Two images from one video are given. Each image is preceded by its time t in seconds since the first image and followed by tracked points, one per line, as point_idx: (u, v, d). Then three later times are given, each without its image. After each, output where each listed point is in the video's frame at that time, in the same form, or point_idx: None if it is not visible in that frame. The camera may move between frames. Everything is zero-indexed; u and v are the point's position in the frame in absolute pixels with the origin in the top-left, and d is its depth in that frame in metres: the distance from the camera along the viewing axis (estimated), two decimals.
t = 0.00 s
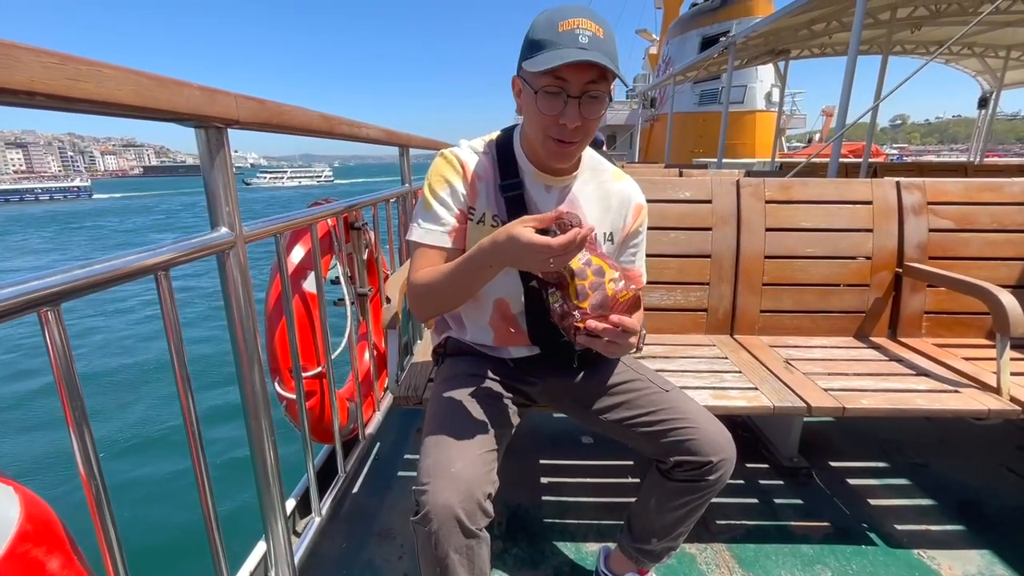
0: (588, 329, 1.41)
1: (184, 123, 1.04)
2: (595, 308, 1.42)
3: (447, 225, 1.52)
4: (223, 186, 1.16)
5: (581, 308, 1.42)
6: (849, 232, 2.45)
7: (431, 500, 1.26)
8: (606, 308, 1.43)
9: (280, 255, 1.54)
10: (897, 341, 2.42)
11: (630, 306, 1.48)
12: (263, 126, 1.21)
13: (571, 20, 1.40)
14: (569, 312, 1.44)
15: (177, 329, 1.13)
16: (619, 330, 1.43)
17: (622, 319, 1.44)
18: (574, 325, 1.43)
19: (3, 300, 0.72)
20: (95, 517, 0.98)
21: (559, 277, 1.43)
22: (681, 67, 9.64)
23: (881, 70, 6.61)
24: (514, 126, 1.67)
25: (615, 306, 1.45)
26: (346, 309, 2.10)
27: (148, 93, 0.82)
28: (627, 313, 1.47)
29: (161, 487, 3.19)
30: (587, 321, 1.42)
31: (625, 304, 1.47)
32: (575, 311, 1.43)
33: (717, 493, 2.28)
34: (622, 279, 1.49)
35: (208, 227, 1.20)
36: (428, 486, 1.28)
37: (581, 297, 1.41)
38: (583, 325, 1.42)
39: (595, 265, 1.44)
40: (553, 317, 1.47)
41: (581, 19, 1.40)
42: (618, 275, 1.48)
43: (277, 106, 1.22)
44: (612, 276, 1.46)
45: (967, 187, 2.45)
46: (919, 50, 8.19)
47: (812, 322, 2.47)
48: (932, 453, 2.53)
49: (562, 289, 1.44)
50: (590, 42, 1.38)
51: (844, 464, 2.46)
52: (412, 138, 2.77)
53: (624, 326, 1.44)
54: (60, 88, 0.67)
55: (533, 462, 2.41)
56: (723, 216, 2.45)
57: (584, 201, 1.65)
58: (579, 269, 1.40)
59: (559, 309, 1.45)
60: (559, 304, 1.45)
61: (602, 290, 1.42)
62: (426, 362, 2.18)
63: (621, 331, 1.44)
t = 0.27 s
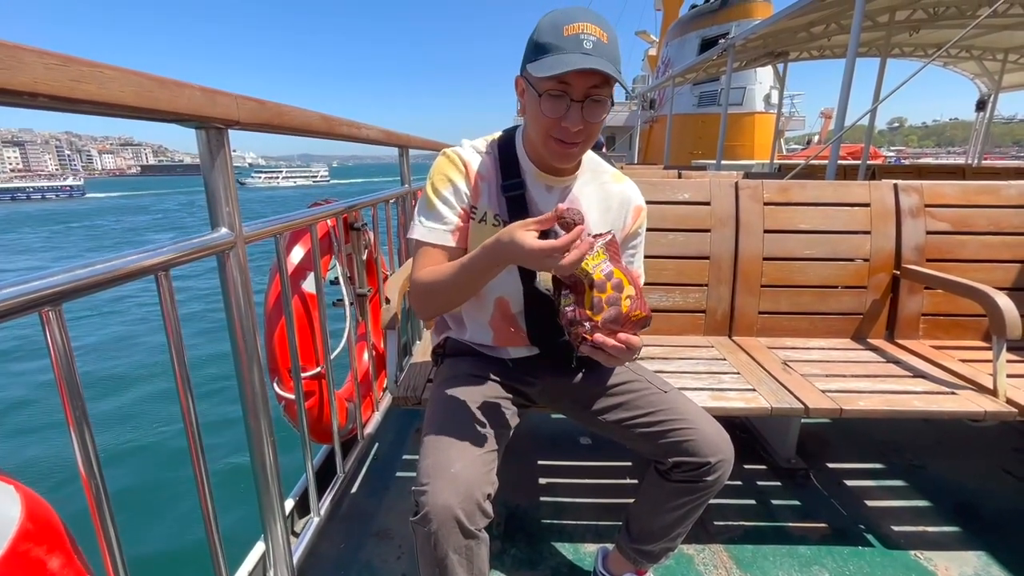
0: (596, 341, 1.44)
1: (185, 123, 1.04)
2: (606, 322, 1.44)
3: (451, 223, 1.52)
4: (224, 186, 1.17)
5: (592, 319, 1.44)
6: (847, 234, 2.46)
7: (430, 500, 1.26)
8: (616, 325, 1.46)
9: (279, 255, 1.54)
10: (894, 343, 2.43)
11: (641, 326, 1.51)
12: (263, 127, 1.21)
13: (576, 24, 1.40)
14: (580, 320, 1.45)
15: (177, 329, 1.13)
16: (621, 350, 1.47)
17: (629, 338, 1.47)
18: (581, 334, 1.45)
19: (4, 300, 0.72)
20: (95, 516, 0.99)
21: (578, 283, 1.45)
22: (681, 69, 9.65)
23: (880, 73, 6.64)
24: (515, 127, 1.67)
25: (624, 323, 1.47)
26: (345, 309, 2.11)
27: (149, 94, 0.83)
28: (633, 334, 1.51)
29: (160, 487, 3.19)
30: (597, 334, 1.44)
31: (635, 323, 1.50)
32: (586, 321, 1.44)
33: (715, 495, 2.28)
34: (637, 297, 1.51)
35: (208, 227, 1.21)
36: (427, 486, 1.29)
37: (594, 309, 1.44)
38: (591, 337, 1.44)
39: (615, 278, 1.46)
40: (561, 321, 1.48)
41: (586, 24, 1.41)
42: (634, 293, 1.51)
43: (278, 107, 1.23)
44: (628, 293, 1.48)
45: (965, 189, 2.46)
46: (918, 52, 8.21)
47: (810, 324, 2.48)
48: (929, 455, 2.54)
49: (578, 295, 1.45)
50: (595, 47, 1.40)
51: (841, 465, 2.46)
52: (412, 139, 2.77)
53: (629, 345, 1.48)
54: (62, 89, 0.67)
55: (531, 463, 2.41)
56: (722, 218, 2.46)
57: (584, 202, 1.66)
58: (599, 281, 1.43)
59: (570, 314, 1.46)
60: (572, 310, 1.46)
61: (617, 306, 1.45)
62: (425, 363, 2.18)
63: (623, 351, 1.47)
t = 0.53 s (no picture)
0: (592, 342, 1.43)
1: (182, 122, 1.04)
2: (604, 322, 1.44)
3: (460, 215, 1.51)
4: (221, 185, 1.16)
5: (590, 320, 1.43)
6: (844, 236, 2.46)
7: (427, 500, 1.26)
8: (614, 326, 1.45)
9: (277, 254, 1.54)
10: (891, 344, 2.43)
11: (640, 327, 1.48)
12: (261, 126, 1.21)
13: (569, 16, 1.39)
14: (578, 321, 1.45)
15: (174, 328, 1.13)
16: (618, 351, 1.45)
17: (627, 338, 1.46)
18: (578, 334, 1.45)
19: None
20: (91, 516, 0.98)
21: (578, 283, 1.45)
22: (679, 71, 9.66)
23: (878, 75, 6.65)
24: (515, 126, 1.67)
25: (622, 325, 1.46)
26: (343, 309, 2.10)
27: (146, 92, 0.82)
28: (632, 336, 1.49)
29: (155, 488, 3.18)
30: (594, 335, 1.44)
31: (634, 324, 1.48)
32: (584, 321, 1.44)
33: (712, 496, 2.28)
34: (637, 299, 1.49)
35: (206, 226, 1.20)
36: (425, 485, 1.28)
37: (593, 310, 1.43)
38: (588, 337, 1.44)
39: (615, 280, 1.46)
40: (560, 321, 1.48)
41: (579, 15, 1.40)
42: (634, 294, 1.49)
43: (276, 106, 1.22)
44: (628, 295, 1.47)
45: (962, 192, 2.46)
46: (916, 55, 8.24)
47: (808, 325, 2.48)
48: (927, 457, 2.54)
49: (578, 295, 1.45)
50: (590, 37, 1.39)
51: (839, 467, 2.47)
52: (410, 139, 2.77)
53: (627, 346, 1.46)
54: (57, 87, 0.67)
55: (529, 463, 2.41)
56: (720, 219, 2.46)
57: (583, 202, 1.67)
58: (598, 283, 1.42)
59: (569, 315, 1.46)
60: (570, 310, 1.46)
61: (616, 308, 1.44)
62: (423, 363, 2.18)
63: (620, 352, 1.46)
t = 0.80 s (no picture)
0: (612, 350, 1.45)
1: (180, 119, 1.03)
2: (623, 331, 1.45)
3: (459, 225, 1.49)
4: (219, 183, 1.15)
5: (610, 328, 1.44)
6: (844, 237, 2.46)
7: (428, 501, 1.25)
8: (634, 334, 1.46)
9: (275, 253, 1.53)
10: (890, 345, 2.43)
11: (657, 335, 1.50)
12: (259, 123, 1.20)
13: (573, 10, 1.38)
14: (597, 329, 1.46)
15: (171, 327, 1.12)
16: (637, 358, 1.47)
17: (646, 346, 1.47)
18: (597, 342, 1.46)
19: None
20: (87, 516, 0.97)
21: (597, 291, 1.46)
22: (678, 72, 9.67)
23: (876, 77, 6.68)
24: (518, 126, 1.66)
25: (642, 333, 1.47)
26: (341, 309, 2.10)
27: (143, 88, 0.82)
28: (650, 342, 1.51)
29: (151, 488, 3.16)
30: (613, 343, 1.45)
31: (652, 332, 1.49)
32: (603, 330, 1.45)
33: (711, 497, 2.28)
34: (656, 306, 1.50)
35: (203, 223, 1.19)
36: (425, 487, 1.27)
37: (613, 318, 1.45)
38: (608, 345, 1.45)
39: (634, 288, 1.47)
40: (579, 330, 1.49)
41: (583, 9, 1.39)
42: (651, 302, 1.50)
43: (275, 104, 1.21)
44: (646, 302, 1.49)
45: (961, 193, 2.47)
46: (914, 57, 8.27)
47: (807, 326, 2.48)
48: (925, 458, 2.54)
49: (597, 303, 1.46)
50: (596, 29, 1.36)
51: (838, 468, 2.46)
52: (410, 138, 2.76)
53: (646, 353, 1.47)
54: (53, 81, 0.66)
55: (528, 464, 2.40)
56: (719, 219, 2.46)
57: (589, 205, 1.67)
58: (617, 291, 1.44)
59: (588, 323, 1.47)
60: (589, 318, 1.47)
61: (635, 315, 1.45)
62: (421, 363, 2.17)
63: (639, 359, 1.47)
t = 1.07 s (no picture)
0: (623, 368, 1.46)
1: (180, 115, 1.02)
2: (634, 349, 1.47)
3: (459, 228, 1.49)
4: (220, 180, 1.14)
5: (620, 347, 1.46)
6: (844, 237, 2.46)
7: (427, 503, 1.24)
8: (644, 351, 1.48)
9: (275, 252, 1.52)
10: (891, 346, 2.43)
11: (666, 349, 1.53)
12: (260, 120, 1.19)
13: (571, 11, 1.38)
14: (607, 347, 1.47)
15: (170, 325, 1.11)
16: (647, 375, 1.49)
17: (656, 363, 1.49)
18: (607, 361, 1.47)
19: None
20: (86, 517, 0.96)
21: (606, 308, 1.48)
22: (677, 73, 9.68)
23: (874, 78, 6.69)
24: (518, 129, 1.65)
25: (651, 350, 1.49)
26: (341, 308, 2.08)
27: (144, 82, 0.81)
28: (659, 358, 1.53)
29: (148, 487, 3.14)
30: (624, 361, 1.47)
31: (661, 347, 1.52)
32: (613, 348, 1.47)
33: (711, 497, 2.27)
34: (664, 322, 1.53)
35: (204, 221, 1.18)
36: (425, 488, 1.27)
37: (623, 336, 1.47)
38: (619, 364, 1.47)
39: (643, 304, 1.50)
40: (588, 348, 1.50)
41: (581, 9, 1.38)
42: (661, 318, 1.53)
43: (275, 101, 1.21)
44: (655, 318, 1.51)
45: (962, 194, 2.47)
46: (912, 59, 8.28)
47: (808, 326, 2.48)
48: (925, 459, 2.54)
49: (606, 320, 1.48)
50: (591, 29, 1.36)
51: (837, 468, 2.46)
52: (410, 137, 2.75)
53: (656, 370, 1.49)
54: (53, 75, 0.65)
55: (528, 464, 2.40)
56: (720, 219, 2.46)
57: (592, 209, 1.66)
58: (626, 308, 1.47)
59: (598, 341, 1.48)
60: (598, 335, 1.49)
61: (644, 332, 1.48)
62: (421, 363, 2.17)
63: (649, 376, 1.49)
